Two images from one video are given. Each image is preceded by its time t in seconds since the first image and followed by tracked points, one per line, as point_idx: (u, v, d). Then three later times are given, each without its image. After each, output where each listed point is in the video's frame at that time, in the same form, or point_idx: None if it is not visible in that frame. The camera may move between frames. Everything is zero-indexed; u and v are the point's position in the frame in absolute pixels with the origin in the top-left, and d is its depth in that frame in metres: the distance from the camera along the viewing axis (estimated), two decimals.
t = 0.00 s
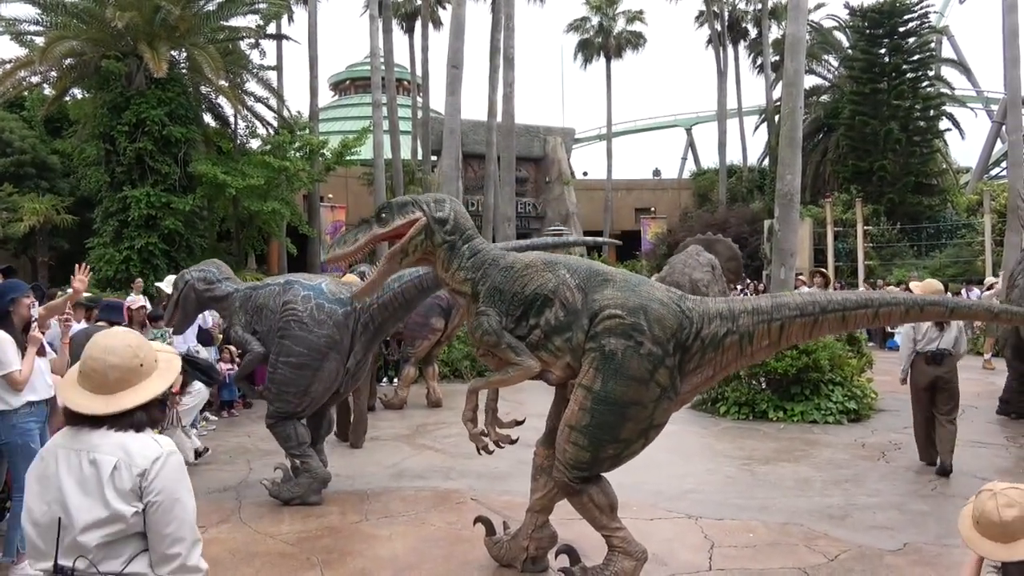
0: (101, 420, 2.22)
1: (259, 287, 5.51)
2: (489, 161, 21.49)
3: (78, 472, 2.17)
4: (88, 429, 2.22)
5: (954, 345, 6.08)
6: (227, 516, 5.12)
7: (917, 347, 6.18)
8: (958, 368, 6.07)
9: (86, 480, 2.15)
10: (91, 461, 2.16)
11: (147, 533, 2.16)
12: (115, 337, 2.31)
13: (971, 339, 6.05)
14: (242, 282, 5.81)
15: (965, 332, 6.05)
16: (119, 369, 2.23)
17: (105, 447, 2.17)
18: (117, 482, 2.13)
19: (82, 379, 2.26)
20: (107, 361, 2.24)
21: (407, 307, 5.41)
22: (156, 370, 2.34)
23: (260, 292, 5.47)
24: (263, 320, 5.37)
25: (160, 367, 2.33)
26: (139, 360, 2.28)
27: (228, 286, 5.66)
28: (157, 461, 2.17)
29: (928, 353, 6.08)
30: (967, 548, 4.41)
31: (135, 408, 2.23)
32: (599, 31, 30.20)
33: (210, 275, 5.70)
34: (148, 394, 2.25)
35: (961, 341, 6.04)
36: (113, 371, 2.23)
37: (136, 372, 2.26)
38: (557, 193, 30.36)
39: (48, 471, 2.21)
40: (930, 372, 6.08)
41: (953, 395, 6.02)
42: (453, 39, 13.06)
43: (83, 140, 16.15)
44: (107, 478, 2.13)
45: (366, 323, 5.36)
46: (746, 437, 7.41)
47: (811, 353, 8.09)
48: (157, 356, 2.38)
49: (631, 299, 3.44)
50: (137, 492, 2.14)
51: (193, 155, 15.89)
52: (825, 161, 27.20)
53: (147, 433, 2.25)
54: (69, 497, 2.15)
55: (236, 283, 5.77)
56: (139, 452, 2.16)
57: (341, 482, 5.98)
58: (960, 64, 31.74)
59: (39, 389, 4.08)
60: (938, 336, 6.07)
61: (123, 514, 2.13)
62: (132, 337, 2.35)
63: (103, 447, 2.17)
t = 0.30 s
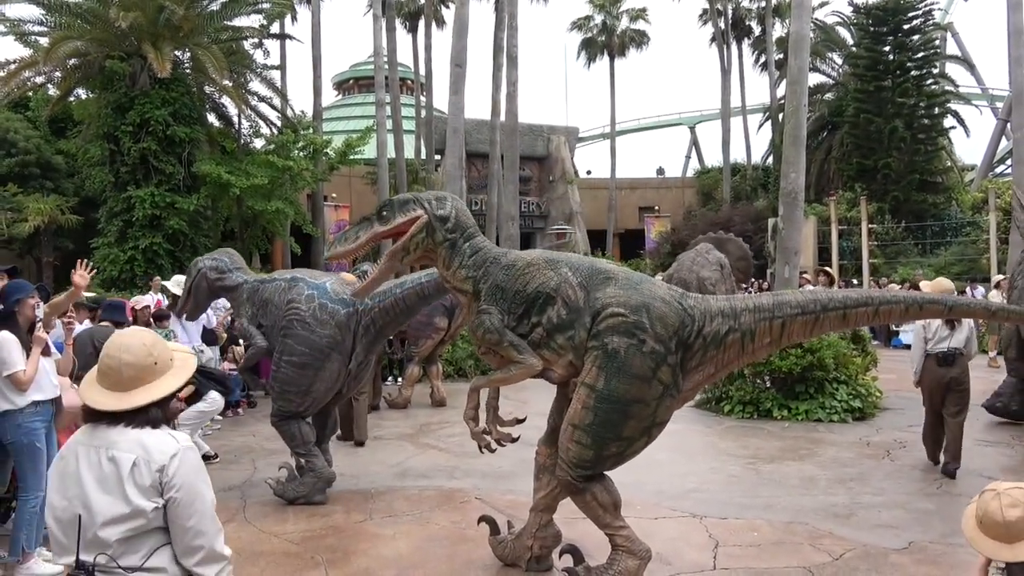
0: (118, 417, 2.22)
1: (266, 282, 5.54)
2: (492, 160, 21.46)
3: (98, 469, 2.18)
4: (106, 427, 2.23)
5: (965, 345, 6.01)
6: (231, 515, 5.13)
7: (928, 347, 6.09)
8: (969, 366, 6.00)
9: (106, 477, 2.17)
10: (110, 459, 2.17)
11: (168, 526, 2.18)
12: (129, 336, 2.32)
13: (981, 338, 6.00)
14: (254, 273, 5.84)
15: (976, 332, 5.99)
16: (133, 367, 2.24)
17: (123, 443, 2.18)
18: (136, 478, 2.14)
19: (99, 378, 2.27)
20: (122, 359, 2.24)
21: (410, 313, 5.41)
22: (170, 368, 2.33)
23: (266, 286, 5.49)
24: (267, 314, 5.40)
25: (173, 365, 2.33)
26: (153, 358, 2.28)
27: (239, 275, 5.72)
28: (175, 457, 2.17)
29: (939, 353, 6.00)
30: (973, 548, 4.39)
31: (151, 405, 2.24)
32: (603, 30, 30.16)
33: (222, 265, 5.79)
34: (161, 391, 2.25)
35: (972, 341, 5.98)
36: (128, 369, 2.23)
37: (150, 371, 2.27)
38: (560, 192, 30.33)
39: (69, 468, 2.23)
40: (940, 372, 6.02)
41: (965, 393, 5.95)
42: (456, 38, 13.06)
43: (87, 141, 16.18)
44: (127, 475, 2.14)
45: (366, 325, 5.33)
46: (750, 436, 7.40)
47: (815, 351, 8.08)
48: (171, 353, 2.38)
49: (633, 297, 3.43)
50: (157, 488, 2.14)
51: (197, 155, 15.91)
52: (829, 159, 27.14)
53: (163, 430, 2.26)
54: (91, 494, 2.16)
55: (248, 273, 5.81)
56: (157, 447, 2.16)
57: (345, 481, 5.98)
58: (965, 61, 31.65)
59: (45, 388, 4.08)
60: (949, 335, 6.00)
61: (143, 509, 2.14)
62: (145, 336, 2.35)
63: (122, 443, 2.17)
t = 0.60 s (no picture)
0: (146, 417, 2.22)
1: (274, 275, 5.53)
2: (495, 159, 21.42)
3: (133, 468, 2.18)
4: (137, 426, 2.22)
5: (972, 342, 5.96)
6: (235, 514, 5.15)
7: (934, 343, 6.00)
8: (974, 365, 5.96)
9: (142, 476, 2.17)
10: (145, 457, 2.17)
11: (204, 521, 2.19)
12: (150, 334, 2.31)
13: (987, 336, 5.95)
14: (265, 262, 5.79)
15: (982, 329, 5.94)
16: (157, 365, 2.23)
17: (157, 442, 2.18)
18: (172, 475, 2.14)
19: (123, 378, 2.26)
20: (146, 358, 2.23)
21: (410, 322, 5.35)
22: (193, 364, 2.32)
23: (273, 280, 5.49)
24: (271, 307, 5.41)
25: (194, 360, 2.31)
26: (175, 356, 2.27)
27: (250, 264, 5.69)
28: (209, 452, 2.18)
29: (945, 351, 5.92)
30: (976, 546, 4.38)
31: (175, 403, 2.22)
32: (605, 28, 30.12)
33: (235, 252, 5.76)
34: (184, 390, 2.24)
35: (980, 338, 5.93)
36: (152, 367, 2.23)
37: (174, 369, 2.26)
38: (563, 191, 30.33)
39: (101, 469, 2.23)
40: (946, 370, 5.93)
41: (972, 392, 5.90)
42: (459, 37, 13.06)
43: (90, 141, 16.19)
44: (164, 473, 2.14)
45: (365, 330, 5.30)
46: (754, 435, 7.39)
47: (819, 350, 8.05)
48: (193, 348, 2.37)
49: (634, 295, 3.43)
50: (193, 483, 2.15)
51: (200, 154, 15.93)
52: (832, 158, 27.08)
53: (192, 426, 2.26)
54: (127, 494, 2.16)
55: (259, 262, 5.78)
56: (191, 445, 2.17)
57: (349, 480, 5.99)
58: (969, 59, 31.53)
59: (50, 387, 4.09)
60: (954, 333, 5.93)
61: (180, 506, 2.15)
62: (165, 333, 2.33)
63: (155, 442, 2.18)
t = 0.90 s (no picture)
0: (183, 417, 2.22)
1: (281, 270, 5.53)
2: (497, 158, 21.42)
3: (178, 470, 2.18)
4: (176, 427, 2.22)
5: (971, 341, 5.88)
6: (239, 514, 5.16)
7: (933, 344, 5.88)
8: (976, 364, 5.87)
9: (187, 478, 2.17)
10: (191, 458, 2.17)
11: (248, 518, 2.23)
12: (177, 335, 2.30)
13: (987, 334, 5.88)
14: (277, 254, 5.79)
15: (982, 326, 5.86)
16: (192, 366, 2.23)
17: (202, 442, 2.19)
18: (220, 476, 2.16)
19: (154, 379, 2.25)
20: (181, 359, 2.24)
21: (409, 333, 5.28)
22: (225, 362, 2.34)
23: (278, 277, 5.50)
24: (274, 303, 5.44)
25: (226, 358, 2.33)
26: (208, 355, 2.28)
27: (261, 255, 5.69)
28: (255, 451, 2.22)
29: (945, 349, 5.82)
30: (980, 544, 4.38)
31: (211, 401, 2.24)
32: (607, 27, 30.13)
33: (247, 241, 5.77)
34: (219, 388, 2.25)
35: (979, 336, 5.85)
36: (187, 368, 2.23)
37: (208, 368, 2.26)
38: (566, 190, 30.33)
39: (140, 471, 2.21)
40: (947, 369, 5.81)
41: (974, 392, 5.82)
42: (461, 36, 13.06)
43: (93, 141, 16.20)
44: (214, 474, 2.16)
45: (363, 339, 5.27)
46: (758, 434, 7.38)
47: (822, 348, 8.03)
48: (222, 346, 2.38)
49: (636, 294, 3.42)
50: (241, 482, 2.18)
51: (203, 154, 15.95)
52: (835, 155, 27.05)
53: (228, 424, 2.27)
54: (173, 496, 2.16)
55: (270, 254, 5.77)
56: (237, 443, 2.20)
57: (352, 480, 6.00)
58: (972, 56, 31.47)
59: (54, 388, 4.10)
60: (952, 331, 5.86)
61: (229, 504, 2.17)
62: (194, 334, 2.33)
63: (200, 443, 2.18)
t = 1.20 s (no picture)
0: (204, 417, 2.22)
1: (286, 270, 5.56)
2: (499, 158, 21.41)
3: (198, 471, 2.18)
4: (197, 429, 2.22)
5: (967, 340, 5.81)
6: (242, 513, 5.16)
7: (928, 343, 5.82)
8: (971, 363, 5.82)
9: (208, 480, 2.18)
10: (212, 460, 2.18)
11: (266, 520, 2.24)
12: (201, 337, 2.30)
13: (983, 335, 5.81)
14: (289, 250, 5.83)
15: (978, 326, 5.79)
16: (215, 367, 2.24)
17: (223, 444, 2.19)
18: (242, 478, 2.17)
19: (175, 378, 2.25)
20: (204, 360, 2.24)
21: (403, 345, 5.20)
22: (247, 364, 2.34)
23: (283, 276, 5.53)
24: (278, 302, 5.49)
25: (248, 361, 2.33)
26: (231, 356, 2.28)
27: (271, 250, 5.74)
28: (275, 454, 2.23)
29: (940, 349, 5.75)
30: (984, 543, 4.37)
31: (233, 402, 2.25)
32: (608, 26, 30.10)
33: (261, 234, 5.83)
34: (241, 390, 2.26)
35: (975, 336, 5.78)
36: (209, 370, 2.23)
37: (230, 370, 2.27)
38: (568, 189, 30.32)
39: (160, 472, 2.21)
40: (943, 369, 5.75)
41: (970, 392, 5.79)
42: (462, 36, 13.05)
43: (95, 143, 16.21)
44: (236, 476, 2.17)
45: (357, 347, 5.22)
46: (761, 432, 7.37)
47: (825, 346, 8.02)
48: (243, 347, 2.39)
49: (638, 294, 3.42)
50: (261, 484, 2.20)
51: (205, 155, 15.98)
52: (838, 153, 26.99)
53: (247, 427, 2.28)
54: (193, 498, 2.17)
55: (281, 249, 5.81)
56: (258, 446, 2.21)
57: (355, 480, 6.01)
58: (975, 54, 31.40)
59: (57, 389, 4.11)
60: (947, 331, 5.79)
61: (250, 507, 2.18)
62: (217, 335, 2.33)
63: (222, 444, 2.19)
